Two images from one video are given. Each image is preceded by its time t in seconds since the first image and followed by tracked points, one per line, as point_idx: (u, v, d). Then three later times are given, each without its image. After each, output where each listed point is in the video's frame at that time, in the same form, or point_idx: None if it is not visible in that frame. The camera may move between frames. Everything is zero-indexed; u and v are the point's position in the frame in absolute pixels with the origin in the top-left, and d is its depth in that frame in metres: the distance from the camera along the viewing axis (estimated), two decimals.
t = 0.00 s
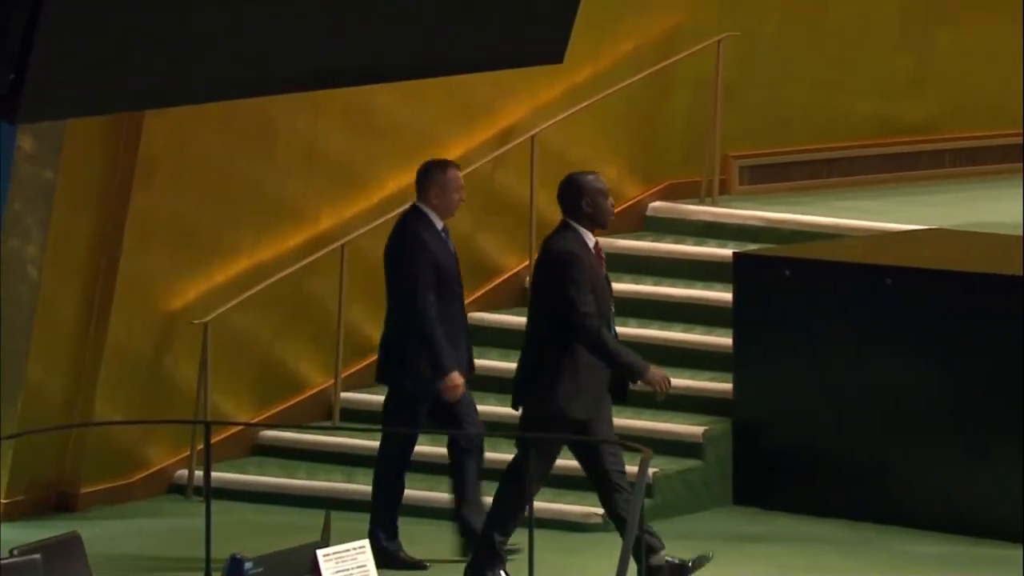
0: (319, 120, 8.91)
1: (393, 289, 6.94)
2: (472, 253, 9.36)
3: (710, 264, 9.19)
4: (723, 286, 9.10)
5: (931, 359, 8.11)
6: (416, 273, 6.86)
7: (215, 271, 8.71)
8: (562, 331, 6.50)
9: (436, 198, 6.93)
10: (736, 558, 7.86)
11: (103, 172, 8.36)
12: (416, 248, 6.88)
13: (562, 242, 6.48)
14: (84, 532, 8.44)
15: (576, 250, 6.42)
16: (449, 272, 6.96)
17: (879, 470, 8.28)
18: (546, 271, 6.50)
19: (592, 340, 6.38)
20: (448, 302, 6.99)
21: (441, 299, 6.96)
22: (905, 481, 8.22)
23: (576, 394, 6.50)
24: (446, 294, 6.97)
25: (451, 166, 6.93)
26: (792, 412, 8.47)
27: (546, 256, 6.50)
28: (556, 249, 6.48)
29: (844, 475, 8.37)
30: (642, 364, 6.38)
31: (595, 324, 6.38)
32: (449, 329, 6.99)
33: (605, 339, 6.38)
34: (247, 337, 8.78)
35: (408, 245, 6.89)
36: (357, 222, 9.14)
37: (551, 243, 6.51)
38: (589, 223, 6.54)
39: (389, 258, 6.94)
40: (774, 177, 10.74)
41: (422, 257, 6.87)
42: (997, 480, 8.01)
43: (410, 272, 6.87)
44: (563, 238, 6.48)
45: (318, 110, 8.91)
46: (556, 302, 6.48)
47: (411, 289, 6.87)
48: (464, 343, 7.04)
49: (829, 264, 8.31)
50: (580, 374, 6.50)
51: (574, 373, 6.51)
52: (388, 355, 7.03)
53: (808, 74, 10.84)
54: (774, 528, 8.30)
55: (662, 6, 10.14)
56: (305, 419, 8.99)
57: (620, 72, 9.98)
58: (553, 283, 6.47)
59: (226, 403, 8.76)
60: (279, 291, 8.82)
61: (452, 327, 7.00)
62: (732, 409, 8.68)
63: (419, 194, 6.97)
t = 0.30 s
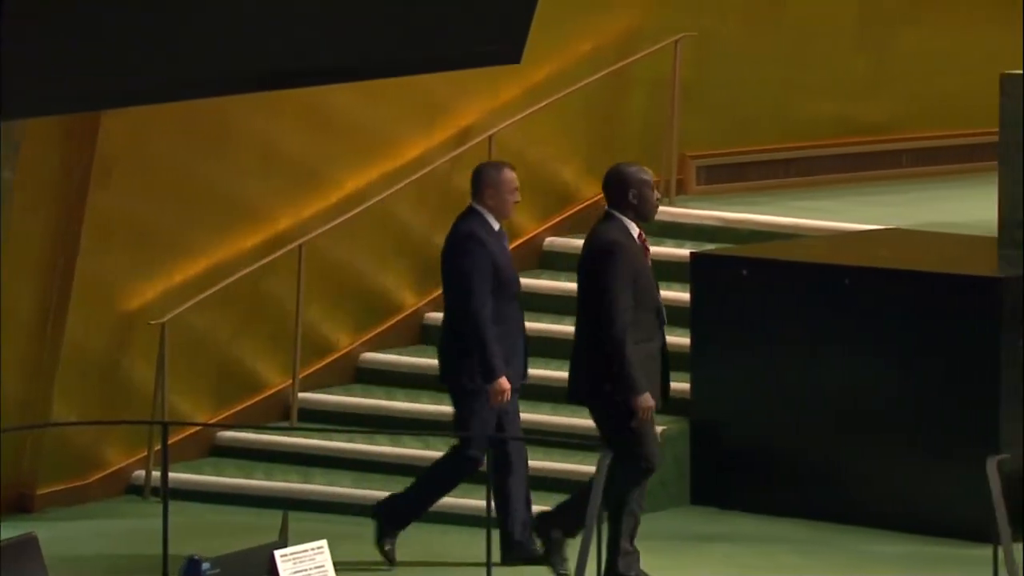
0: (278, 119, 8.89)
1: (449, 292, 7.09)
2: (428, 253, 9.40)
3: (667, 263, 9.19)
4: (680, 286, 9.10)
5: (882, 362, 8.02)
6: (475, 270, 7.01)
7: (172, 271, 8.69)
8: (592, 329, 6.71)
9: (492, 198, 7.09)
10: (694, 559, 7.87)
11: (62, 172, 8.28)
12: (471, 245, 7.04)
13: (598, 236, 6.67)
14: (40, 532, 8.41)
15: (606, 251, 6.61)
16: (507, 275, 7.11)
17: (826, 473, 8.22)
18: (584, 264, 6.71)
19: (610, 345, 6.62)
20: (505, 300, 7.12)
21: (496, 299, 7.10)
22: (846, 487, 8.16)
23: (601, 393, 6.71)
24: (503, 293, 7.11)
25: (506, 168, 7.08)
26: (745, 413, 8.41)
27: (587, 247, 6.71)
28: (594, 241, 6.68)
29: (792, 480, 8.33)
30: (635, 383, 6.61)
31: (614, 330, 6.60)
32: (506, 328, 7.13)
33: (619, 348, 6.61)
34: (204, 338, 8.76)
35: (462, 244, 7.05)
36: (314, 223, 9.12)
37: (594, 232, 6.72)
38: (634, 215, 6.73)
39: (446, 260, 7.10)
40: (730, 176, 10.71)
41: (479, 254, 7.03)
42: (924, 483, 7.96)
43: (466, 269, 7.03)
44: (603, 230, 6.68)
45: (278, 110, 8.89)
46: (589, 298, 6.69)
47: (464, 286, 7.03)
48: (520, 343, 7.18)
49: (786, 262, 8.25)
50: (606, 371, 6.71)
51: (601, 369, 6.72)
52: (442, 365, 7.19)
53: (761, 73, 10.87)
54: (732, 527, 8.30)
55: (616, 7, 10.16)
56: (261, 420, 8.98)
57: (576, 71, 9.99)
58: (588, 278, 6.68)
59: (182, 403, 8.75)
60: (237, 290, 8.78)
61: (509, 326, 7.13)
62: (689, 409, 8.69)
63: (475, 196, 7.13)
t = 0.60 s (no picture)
0: (223, 119, 8.89)
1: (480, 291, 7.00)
2: (376, 254, 9.41)
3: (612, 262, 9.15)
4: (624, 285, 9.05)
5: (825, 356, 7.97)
6: (500, 268, 6.91)
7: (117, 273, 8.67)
8: (607, 335, 6.57)
9: (525, 199, 6.95)
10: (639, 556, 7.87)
11: None
12: (498, 245, 6.93)
13: (621, 243, 6.52)
14: None
15: (626, 260, 6.46)
16: (537, 275, 6.98)
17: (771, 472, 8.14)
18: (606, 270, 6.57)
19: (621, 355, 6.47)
20: (534, 301, 7.00)
21: (524, 299, 6.98)
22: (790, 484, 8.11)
23: (608, 400, 6.58)
24: (531, 294, 6.99)
25: (539, 167, 6.93)
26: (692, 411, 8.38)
27: (610, 252, 6.57)
28: (616, 247, 6.54)
29: (733, 481, 8.26)
30: (642, 400, 6.44)
31: (626, 342, 6.45)
32: (536, 330, 7.01)
33: (629, 361, 6.45)
34: (150, 339, 8.74)
35: (489, 243, 6.94)
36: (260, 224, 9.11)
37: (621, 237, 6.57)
38: (659, 223, 6.56)
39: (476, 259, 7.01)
40: (681, 176, 10.78)
41: (505, 253, 6.91)
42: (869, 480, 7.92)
43: (492, 266, 6.93)
44: (629, 238, 6.53)
45: (223, 109, 8.88)
46: (607, 306, 6.55)
47: (489, 284, 6.92)
48: (554, 345, 7.05)
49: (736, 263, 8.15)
50: (615, 379, 6.56)
51: (612, 378, 6.57)
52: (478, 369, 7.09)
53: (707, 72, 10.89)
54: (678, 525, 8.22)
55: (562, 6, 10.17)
56: (207, 420, 8.95)
57: (523, 71, 10.00)
58: (608, 284, 6.54)
59: (127, 405, 8.74)
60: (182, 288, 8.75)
61: (538, 327, 7.01)
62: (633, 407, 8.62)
63: (508, 197, 6.99)
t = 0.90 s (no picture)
0: (168, 120, 8.87)
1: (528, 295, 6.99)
2: (320, 254, 9.42)
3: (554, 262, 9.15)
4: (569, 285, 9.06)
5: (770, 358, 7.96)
6: (548, 277, 6.90)
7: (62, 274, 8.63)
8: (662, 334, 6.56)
9: (570, 202, 6.97)
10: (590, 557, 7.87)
11: None
12: (545, 253, 6.92)
13: (664, 243, 6.54)
14: None
15: (677, 257, 6.46)
16: (584, 282, 6.98)
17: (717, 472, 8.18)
18: (650, 271, 6.57)
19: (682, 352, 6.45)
20: (582, 305, 7.00)
21: (570, 304, 6.98)
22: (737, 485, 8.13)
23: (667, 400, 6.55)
24: (578, 300, 7.00)
25: (584, 171, 6.95)
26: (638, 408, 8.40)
27: (652, 254, 6.57)
28: (660, 247, 6.55)
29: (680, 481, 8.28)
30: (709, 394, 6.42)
31: (686, 339, 6.44)
32: (582, 335, 7.01)
33: (692, 356, 6.44)
34: (95, 339, 8.71)
35: (537, 251, 6.93)
36: (206, 224, 9.09)
37: (659, 239, 6.59)
38: (699, 221, 6.59)
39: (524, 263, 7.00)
40: (624, 176, 10.70)
41: (553, 262, 6.90)
42: (812, 481, 7.93)
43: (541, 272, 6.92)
44: (671, 237, 6.54)
45: (168, 110, 8.86)
46: (659, 306, 6.55)
47: (537, 291, 6.92)
48: (598, 348, 7.07)
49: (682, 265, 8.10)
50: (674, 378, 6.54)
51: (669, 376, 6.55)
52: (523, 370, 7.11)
53: (649, 72, 10.91)
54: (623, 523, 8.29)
55: (506, 5, 10.19)
56: (152, 421, 8.93)
57: (466, 73, 10.01)
58: (657, 284, 6.54)
59: (72, 406, 8.72)
60: (126, 289, 8.72)
61: (582, 332, 7.02)
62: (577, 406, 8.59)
63: (552, 201, 7.00)
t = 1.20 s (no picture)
0: (116, 121, 9.04)
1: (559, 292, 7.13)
2: (268, 254, 9.59)
3: (494, 262, 9.34)
4: (514, 286, 9.25)
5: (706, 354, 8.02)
6: (584, 277, 7.00)
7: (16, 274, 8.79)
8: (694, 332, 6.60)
9: (602, 206, 7.12)
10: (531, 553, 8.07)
11: None
12: (579, 252, 7.03)
13: (694, 242, 6.62)
14: None
15: (717, 254, 6.55)
16: (617, 284, 7.09)
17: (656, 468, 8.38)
18: (677, 269, 6.64)
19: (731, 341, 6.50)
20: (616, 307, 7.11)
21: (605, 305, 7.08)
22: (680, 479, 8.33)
23: (697, 391, 6.57)
24: (612, 299, 7.10)
25: (614, 174, 7.12)
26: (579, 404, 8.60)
27: (679, 255, 6.64)
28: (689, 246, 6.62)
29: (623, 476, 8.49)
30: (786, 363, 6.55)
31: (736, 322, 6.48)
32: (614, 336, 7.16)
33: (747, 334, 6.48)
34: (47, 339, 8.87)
35: (569, 250, 7.05)
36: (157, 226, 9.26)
37: (681, 241, 6.66)
38: (714, 219, 6.69)
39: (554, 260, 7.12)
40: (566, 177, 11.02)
41: (589, 260, 7.01)
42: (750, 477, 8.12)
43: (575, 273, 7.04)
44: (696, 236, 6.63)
45: (117, 112, 9.04)
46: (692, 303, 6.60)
47: (580, 289, 7.00)
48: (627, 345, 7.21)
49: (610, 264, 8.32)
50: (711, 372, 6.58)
51: (705, 365, 6.59)
52: (546, 363, 7.30)
53: (587, 76, 11.12)
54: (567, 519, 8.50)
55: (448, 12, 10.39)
56: (102, 420, 9.10)
57: (411, 76, 10.21)
58: (690, 282, 6.59)
59: (22, 405, 8.88)
60: (82, 289, 8.90)
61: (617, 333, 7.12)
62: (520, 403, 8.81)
63: (582, 204, 7.15)
